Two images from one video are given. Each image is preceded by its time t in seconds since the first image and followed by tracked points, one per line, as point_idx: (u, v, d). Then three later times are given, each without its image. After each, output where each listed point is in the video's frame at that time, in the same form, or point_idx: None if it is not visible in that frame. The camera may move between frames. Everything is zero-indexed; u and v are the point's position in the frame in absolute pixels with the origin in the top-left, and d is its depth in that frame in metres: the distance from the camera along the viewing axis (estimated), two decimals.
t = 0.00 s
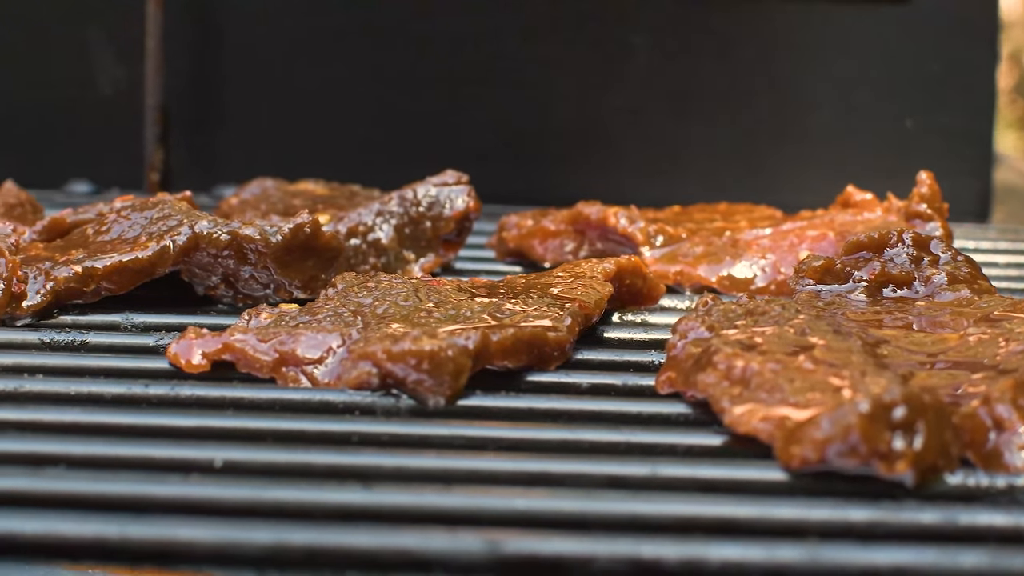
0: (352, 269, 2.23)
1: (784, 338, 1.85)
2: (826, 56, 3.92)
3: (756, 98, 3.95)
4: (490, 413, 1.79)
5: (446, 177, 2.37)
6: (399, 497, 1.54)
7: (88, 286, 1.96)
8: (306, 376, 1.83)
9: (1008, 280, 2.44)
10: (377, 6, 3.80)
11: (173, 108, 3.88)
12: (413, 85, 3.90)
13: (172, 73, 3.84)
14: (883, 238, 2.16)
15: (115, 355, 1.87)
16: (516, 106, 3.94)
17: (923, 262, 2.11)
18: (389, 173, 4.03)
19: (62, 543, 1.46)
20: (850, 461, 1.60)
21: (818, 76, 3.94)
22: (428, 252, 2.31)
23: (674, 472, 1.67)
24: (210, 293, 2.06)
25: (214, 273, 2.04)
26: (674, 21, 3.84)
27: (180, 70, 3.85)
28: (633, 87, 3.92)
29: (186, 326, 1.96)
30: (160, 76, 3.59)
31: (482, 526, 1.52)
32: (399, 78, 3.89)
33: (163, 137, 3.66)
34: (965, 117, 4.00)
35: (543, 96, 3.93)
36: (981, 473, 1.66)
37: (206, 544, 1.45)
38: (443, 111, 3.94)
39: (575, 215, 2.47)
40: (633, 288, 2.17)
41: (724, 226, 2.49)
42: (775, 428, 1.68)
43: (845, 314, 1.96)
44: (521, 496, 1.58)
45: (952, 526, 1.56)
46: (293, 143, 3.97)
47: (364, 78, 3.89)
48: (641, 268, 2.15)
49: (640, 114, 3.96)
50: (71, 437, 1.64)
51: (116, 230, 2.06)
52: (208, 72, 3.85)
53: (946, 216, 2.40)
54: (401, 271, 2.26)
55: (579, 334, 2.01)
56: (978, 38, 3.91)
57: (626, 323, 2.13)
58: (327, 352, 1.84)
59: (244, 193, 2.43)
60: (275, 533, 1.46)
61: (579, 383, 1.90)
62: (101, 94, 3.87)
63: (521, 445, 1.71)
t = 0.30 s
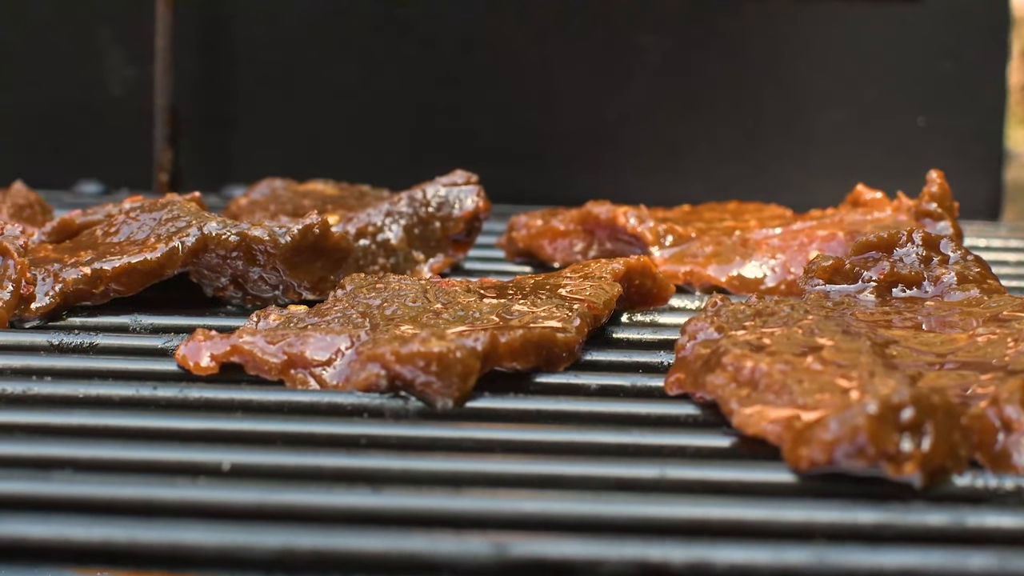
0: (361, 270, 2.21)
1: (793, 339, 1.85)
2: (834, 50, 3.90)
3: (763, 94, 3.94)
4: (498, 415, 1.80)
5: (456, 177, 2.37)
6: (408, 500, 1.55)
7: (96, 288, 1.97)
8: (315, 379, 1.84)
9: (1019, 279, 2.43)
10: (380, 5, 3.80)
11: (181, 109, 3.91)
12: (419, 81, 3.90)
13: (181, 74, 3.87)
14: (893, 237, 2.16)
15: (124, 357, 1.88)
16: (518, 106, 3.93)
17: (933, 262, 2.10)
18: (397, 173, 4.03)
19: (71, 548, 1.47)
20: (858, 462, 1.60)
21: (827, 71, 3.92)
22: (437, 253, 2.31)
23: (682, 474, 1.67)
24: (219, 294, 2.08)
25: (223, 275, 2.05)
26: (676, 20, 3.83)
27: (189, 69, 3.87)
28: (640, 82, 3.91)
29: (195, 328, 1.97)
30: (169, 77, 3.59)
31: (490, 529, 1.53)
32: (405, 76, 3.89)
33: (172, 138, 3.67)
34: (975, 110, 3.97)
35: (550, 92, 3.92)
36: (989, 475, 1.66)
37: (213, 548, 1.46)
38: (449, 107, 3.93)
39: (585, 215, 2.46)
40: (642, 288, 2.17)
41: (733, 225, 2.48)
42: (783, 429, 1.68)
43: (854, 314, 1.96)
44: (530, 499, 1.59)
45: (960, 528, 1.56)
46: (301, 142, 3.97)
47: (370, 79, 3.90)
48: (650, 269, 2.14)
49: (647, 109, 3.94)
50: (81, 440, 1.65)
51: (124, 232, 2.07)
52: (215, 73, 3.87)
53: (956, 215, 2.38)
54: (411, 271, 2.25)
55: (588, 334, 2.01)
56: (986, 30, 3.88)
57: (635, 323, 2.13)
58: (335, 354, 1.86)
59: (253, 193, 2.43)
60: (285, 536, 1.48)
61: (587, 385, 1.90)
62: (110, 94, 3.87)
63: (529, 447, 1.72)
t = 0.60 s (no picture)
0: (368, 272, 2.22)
1: (798, 339, 1.84)
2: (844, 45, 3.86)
3: (772, 89, 3.90)
4: (503, 417, 1.80)
5: (463, 177, 2.34)
6: (412, 503, 1.58)
7: (102, 290, 1.98)
8: (320, 381, 1.85)
9: None
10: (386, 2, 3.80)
11: (191, 110, 3.90)
12: (424, 79, 3.89)
13: (188, 75, 3.87)
14: (900, 237, 2.15)
15: (130, 360, 1.90)
16: (519, 106, 3.92)
17: (940, 262, 2.09)
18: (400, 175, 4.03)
19: (75, 552, 1.49)
20: (863, 464, 1.60)
21: (837, 66, 3.88)
22: (444, 254, 2.30)
23: (686, 475, 1.68)
24: (225, 295, 2.08)
25: (229, 276, 2.05)
26: (683, 16, 3.80)
27: (197, 70, 3.86)
28: (647, 79, 3.88)
29: (201, 330, 1.98)
30: (176, 78, 3.58)
31: (492, 532, 1.55)
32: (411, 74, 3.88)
33: (180, 138, 3.66)
34: (984, 104, 3.94)
35: (556, 89, 3.89)
36: (995, 476, 1.66)
37: (216, 551, 1.47)
38: (452, 105, 3.93)
39: (592, 216, 2.45)
40: (649, 289, 2.17)
41: (741, 225, 2.46)
42: (788, 430, 1.68)
43: (861, 315, 1.95)
44: (534, 501, 1.60)
45: (964, 529, 1.56)
46: (306, 141, 3.96)
47: (375, 79, 3.89)
48: (657, 269, 2.14)
49: (654, 106, 3.92)
50: (88, 443, 1.67)
51: (130, 234, 2.07)
52: (221, 72, 3.86)
53: (965, 214, 2.37)
54: (418, 273, 2.25)
55: (594, 336, 2.01)
56: (996, 23, 3.85)
57: (642, 324, 2.12)
58: (341, 356, 1.87)
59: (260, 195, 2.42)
60: (287, 540, 1.49)
61: (593, 386, 1.90)
62: (118, 94, 3.88)
63: (533, 449, 1.73)
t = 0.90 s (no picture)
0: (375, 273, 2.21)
1: (806, 339, 1.84)
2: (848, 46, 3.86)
3: (777, 90, 3.90)
4: (510, 417, 1.81)
5: (470, 179, 2.34)
6: (419, 504, 1.59)
7: (109, 292, 1.98)
8: (327, 382, 1.86)
9: None
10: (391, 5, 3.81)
11: (200, 114, 3.92)
12: (428, 80, 3.89)
13: (194, 78, 3.87)
14: (907, 238, 2.14)
15: (137, 362, 1.90)
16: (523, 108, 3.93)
17: (947, 262, 2.09)
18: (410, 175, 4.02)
19: (78, 553, 1.49)
20: (869, 463, 1.60)
21: (842, 67, 3.87)
22: (451, 255, 2.29)
23: (692, 475, 1.68)
24: (233, 297, 2.08)
25: (235, 277, 2.06)
26: (687, 16, 3.81)
27: (205, 73, 3.87)
28: (652, 80, 3.88)
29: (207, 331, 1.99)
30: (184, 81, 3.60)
31: (498, 532, 1.56)
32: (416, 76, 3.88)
33: (188, 139, 3.64)
34: (988, 103, 3.93)
35: (561, 90, 3.90)
36: (1002, 475, 1.65)
37: (221, 552, 1.48)
38: (456, 108, 3.93)
39: (599, 216, 2.44)
40: (657, 289, 2.16)
41: (749, 225, 2.45)
42: (795, 429, 1.69)
43: (868, 314, 1.95)
44: (539, 501, 1.61)
45: (972, 527, 1.55)
46: (314, 145, 3.97)
47: (379, 80, 3.89)
48: (664, 269, 2.13)
49: (659, 107, 3.92)
50: (93, 444, 1.68)
51: (136, 236, 2.07)
52: (226, 76, 3.87)
53: (972, 214, 2.35)
54: (425, 273, 2.24)
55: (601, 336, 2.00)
56: (1001, 22, 3.84)
57: (649, 324, 2.12)
58: (347, 357, 1.87)
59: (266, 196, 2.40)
60: (291, 540, 1.51)
61: (599, 386, 1.90)
62: (125, 98, 3.89)
63: (539, 449, 1.74)
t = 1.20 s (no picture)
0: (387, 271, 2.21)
1: (817, 338, 1.84)
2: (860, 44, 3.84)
3: (785, 89, 3.91)
4: (521, 416, 1.82)
5: (480, 177, 2.38)
6: (431, 502, 1.62)
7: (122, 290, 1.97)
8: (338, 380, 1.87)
9: None
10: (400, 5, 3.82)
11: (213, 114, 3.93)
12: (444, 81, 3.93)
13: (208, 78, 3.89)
14: (917, 236, 2.15)
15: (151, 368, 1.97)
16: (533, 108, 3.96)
17: (957, 259, 2.08)
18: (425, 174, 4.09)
19: (92, 552, 1.52)
20: (881, 461, 1.60)
21: (852, 66, 3.87)
22: (463, 253, 2.30)
23: (704, 473, 1.69)
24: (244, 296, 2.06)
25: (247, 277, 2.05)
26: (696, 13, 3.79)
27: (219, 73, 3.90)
28: (662, 80, 3.89)
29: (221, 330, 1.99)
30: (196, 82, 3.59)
31: (510, 530, 1.58)
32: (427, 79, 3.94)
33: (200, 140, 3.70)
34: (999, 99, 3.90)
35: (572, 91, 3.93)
36: (1013, 472, 1.65)
37: (234, 551, 1.52)
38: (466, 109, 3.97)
39: (610, 214, 2.45)
40: (667, 287, 2.16)
41: (758, 223, 2.46)
42: (807, 427, 1.69)
43: (879, 312, 1.94)
44: (551, 500, 1.63)
45: (982, 525, 1.55)
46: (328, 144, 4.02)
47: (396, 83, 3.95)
48: (674, 267, 2.13)
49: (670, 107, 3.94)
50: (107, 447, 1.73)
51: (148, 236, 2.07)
52: (239, 76, 3.88)
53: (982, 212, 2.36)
54: (436, 272, 2.24)
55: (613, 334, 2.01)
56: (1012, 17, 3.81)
57: (660, 323, 2.12)
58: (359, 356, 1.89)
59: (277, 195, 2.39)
60: (303, 540, 1.54)
61: (610, 385, 1.90)
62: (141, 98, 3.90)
63: (550, 448, 1.74)
